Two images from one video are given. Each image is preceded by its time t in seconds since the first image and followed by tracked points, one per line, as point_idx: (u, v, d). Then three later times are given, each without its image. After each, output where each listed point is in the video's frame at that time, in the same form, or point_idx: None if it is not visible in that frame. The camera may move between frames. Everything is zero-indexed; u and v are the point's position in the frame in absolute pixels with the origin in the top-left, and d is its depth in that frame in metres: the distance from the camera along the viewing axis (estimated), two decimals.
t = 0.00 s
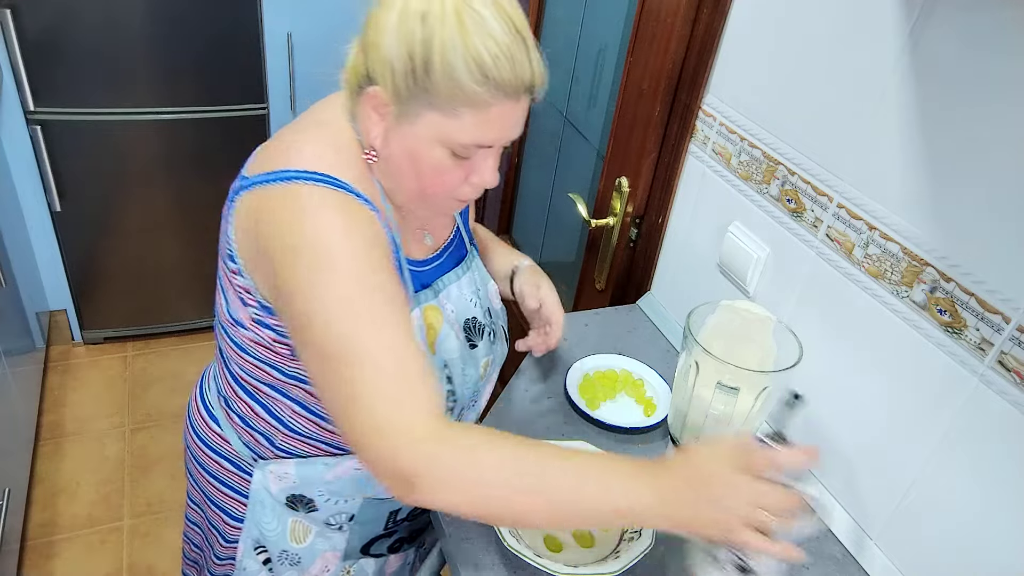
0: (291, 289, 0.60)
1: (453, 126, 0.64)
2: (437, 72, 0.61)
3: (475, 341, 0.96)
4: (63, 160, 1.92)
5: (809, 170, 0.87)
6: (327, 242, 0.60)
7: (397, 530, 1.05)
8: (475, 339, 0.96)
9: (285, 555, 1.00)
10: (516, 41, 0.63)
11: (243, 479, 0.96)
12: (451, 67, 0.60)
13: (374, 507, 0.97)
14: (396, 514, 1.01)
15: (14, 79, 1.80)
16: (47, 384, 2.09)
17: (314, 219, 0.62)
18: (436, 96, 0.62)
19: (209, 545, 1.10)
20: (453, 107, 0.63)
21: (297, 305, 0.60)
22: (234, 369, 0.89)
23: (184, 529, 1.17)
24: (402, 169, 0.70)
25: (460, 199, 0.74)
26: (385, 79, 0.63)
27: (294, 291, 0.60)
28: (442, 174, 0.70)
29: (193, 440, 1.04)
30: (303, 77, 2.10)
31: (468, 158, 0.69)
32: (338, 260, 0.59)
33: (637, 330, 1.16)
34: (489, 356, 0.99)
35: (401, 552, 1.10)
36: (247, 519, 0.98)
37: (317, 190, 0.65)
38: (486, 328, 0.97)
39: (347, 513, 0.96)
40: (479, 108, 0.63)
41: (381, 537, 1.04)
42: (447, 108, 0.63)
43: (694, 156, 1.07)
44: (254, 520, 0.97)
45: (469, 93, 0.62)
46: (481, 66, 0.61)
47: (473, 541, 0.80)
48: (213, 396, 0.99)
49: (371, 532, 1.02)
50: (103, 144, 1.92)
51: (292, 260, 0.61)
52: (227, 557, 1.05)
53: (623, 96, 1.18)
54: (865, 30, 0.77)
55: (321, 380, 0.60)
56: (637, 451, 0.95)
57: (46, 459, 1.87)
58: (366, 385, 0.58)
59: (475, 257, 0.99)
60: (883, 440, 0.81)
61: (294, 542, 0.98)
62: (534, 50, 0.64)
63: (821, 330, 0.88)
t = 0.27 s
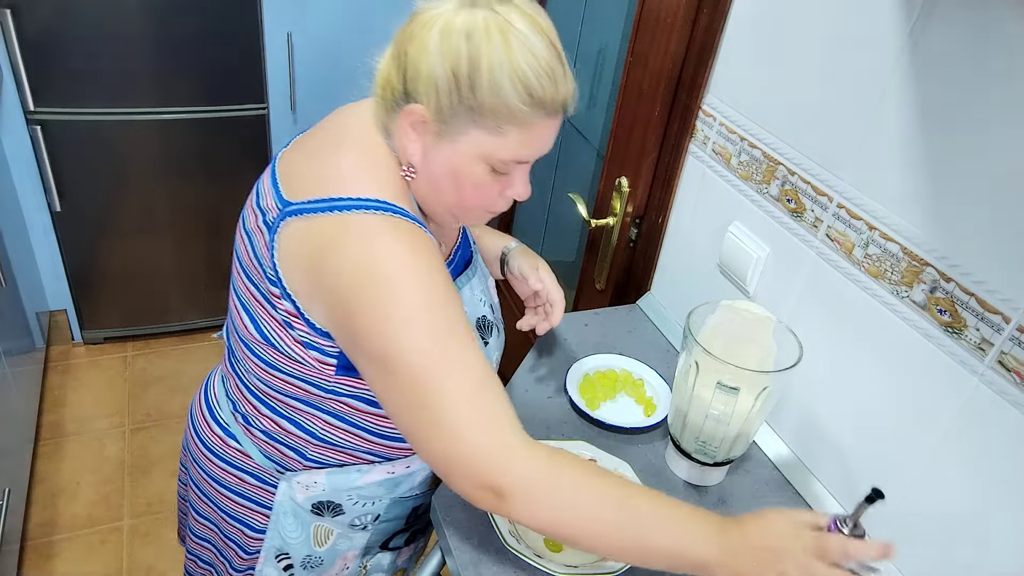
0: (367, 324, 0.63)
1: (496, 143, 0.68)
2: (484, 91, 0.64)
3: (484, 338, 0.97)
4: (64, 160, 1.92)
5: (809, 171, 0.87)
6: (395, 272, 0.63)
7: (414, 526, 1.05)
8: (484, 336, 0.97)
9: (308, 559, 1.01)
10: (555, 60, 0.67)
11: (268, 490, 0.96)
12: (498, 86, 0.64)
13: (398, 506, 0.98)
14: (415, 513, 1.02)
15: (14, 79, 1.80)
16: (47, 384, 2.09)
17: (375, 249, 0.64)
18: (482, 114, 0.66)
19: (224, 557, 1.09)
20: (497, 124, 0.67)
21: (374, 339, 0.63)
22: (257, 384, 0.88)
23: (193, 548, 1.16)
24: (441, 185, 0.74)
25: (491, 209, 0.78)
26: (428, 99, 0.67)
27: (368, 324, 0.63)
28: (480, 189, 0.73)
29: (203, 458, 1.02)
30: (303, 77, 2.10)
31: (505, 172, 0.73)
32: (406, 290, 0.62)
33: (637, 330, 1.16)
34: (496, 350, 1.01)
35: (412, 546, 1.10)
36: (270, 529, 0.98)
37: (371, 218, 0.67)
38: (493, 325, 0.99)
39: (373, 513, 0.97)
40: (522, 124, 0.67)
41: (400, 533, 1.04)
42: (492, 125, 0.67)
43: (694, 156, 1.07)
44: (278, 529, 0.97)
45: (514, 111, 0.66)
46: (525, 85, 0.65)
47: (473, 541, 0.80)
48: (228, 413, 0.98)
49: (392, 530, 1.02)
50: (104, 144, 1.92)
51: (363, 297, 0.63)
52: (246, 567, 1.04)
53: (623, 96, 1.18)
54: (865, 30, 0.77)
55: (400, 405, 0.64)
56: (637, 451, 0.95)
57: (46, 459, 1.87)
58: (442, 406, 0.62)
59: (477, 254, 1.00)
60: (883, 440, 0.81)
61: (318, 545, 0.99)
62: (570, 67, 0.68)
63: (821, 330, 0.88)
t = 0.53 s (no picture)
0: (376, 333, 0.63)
1: (510, 157, 0.70)
2: (502, 105, 0.66)
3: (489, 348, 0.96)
4: (64, 160, 1.92)
5: (809, 171, 0.87)
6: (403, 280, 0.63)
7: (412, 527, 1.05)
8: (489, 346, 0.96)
9: (306, 559, 1.00)
10: (571, 78, 0.69)
11: (268, 490, 0.96)
12: (516, 101, 0.66)
13: (399, 508, 0.97)
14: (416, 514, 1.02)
15: (14, 79, 1.80)
16: (47, 384, 2.09)
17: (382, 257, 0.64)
18: (499, 129, 0.68)
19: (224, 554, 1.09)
20: (513, 138, 0.68)
21: (384, 348, 0.63)
22: (261, 387, 0.88)
23: (192, 546, 1.16)
24: (453, 197, 0.74)
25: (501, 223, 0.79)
26: (446, 111, 0.68)
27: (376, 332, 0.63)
28: (490, 202, 0.74)
29: (205, 456, 1.03)
30: (303, 77, 2.10)
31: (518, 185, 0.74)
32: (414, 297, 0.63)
33: (637, 330, 1.16)
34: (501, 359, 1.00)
35: (410, 547, 1.10)
36: (269, 529, 0.97)
37: (378, 227, 0.67)
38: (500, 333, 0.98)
39: (372, 515, 0.96)
40: (537, 139, 0.69)
41: (398, 535, 1.04)
42: (508, 140, 0.69)
43: (694, 156, 1.07)
44: (277, 529, 0.97)
45: (529, 125, 0.68)
46: (541, 101, 0.67)
47: (473, 541, 0.80)
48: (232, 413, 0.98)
49: (390, 532, 1.02)
50: (104, 144, 1.93)
51: (374, 306, 0.63)
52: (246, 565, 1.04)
53: (623, 96, 1.19)
54: (865, 30, 0.77)
55: (413, 413, 0.64)
56: (637, 451, 0.95)
57: (46, 460, 1.87)
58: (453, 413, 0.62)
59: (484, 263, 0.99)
60: (883, 441, 0.81)
61: (316, 546, 0.99)
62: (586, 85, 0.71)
63: (821, 330, 0.88)
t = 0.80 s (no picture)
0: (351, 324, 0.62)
1: (489, 159, 0.69)
2: (478, 107, 0.65)
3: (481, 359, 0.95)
4: (64, 160, 1.92)
5: (809, 170, 0.87)
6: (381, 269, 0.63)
7: (397, 531, 1.04)
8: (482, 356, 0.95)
9: (288, 555, 1.00)
10: (555, 79, 0.67)
11: (251, 481, 0.96)
12: (492, 103, 0.65)
13: (380, 510, 0.98)
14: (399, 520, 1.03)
15: (14, 79, 1.80)
16: (47, 384, 2.09)
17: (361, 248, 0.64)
18: (476, 131, 0.67)
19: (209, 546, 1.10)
20: (490, 140, 0.67)
21: (359, 336, 0.62)
22: (250, 379, 0.89)
23: (182, 531, 1.17)
24: (433, 196, 0.74)
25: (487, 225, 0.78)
26: (425, 110, 0.68)
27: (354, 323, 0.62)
28: (471, 203, 0.74)
29: (199, 444, 1.03)
30: (302, 77, 2.10)
31: (501, 188, 0.74)
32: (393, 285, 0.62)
33: (637, 330, 1.16)
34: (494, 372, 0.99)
35: (397, 552, 1.09)
36: (252, 521, 0.98)
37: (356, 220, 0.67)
38: (495, 346, 0.97)
39: (354, 515, 0.96)
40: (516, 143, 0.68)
41: (382, 538, 1.03)
42: (486, 142, 0.68)
43: (694, 156, 1.07)
44: (259, 522, 0.97)
45: (508, 128, 0.66)
46: (519, 104, 0.65)
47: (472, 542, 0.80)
48: (223, 402, 0.99)
49: (373, 534, 1.01)
50: (104, 144, 1.93)
51: (345, 295, 0.63)
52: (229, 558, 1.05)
53: (623, 96, 1.19)
54: (865, 30, 0.77)
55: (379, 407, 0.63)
56: (637, 451, 0.95)
57: (46, 460, 1.87)
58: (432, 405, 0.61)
59: (488, 274, 0.99)
60: (882, 441, 0.81)
61: (298, 542, 0.99)
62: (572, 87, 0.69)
63: (821, 330, 0.88)
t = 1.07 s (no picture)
0: (277, 314, 0.67)
1: (477, 161, 0.69)
2: (468, 109, 0.66)
3: (475, 369, 0.95)
4: (64, 160, 1.92)
5: (809, 170, 0.87)
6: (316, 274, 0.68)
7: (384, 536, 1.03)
8: (475, 367, 0.95)
9: (275, 552, 0.99)
10: (548, 84, 0.67)
11: (239, 473, 0.97)
12: (483, 106, 0.65)
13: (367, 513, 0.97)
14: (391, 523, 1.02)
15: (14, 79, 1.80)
16: (47, 384, 2.09)
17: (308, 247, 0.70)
18: (466, 133, 0.67)
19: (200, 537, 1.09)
20: (479, 143, 0.68)
21: (283, 325, 0.66)
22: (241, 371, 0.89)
23: (176, 518, 1.17)
24: (423, 198, 0.76)
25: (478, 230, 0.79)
26: (417, 108, 0.69)
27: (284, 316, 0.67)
28: (462, 206, 0.74)
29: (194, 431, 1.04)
30: (302, 77, 2.10)
31: (491, 193, 0.74)
32: (320, 292, 0.67)
33: (637, 330, 1.16)
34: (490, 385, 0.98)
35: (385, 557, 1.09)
36: (240, 514, 0.97)
37: (314, 220, 0.72)
38: (491, 357, 0.96)
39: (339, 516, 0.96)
40: (507, 146, 0.68)
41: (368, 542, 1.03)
42: (476, 144, 0.68)
43: (694, 156, 1.07)
44: (247, 516, 0.97)
45: (496, 131, 0.67)
46: (508, 108, 0.66)
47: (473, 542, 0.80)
48: (217, 392, 0.99)
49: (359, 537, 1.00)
50: (104, 144, 1.93)
51: (283, 283, 0.68)
52: (217, 550, 1.04)
53: (623, 96, 1.19)
54: (865, 29, 0.77)
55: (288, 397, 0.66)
56: (637, 451, 0.95)
57: (46, 460, 1.87)
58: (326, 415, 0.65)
59: (491, 284, 1.00)
60: (883, 440, 0.81)
61: (285, 540, 0.98)
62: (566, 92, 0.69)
63: (821, 330, 0.88)
